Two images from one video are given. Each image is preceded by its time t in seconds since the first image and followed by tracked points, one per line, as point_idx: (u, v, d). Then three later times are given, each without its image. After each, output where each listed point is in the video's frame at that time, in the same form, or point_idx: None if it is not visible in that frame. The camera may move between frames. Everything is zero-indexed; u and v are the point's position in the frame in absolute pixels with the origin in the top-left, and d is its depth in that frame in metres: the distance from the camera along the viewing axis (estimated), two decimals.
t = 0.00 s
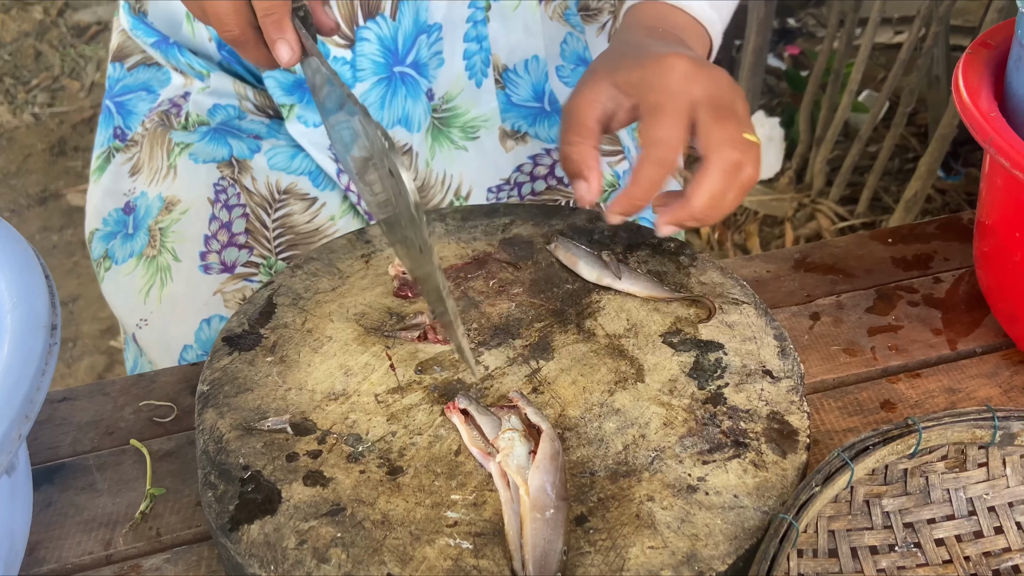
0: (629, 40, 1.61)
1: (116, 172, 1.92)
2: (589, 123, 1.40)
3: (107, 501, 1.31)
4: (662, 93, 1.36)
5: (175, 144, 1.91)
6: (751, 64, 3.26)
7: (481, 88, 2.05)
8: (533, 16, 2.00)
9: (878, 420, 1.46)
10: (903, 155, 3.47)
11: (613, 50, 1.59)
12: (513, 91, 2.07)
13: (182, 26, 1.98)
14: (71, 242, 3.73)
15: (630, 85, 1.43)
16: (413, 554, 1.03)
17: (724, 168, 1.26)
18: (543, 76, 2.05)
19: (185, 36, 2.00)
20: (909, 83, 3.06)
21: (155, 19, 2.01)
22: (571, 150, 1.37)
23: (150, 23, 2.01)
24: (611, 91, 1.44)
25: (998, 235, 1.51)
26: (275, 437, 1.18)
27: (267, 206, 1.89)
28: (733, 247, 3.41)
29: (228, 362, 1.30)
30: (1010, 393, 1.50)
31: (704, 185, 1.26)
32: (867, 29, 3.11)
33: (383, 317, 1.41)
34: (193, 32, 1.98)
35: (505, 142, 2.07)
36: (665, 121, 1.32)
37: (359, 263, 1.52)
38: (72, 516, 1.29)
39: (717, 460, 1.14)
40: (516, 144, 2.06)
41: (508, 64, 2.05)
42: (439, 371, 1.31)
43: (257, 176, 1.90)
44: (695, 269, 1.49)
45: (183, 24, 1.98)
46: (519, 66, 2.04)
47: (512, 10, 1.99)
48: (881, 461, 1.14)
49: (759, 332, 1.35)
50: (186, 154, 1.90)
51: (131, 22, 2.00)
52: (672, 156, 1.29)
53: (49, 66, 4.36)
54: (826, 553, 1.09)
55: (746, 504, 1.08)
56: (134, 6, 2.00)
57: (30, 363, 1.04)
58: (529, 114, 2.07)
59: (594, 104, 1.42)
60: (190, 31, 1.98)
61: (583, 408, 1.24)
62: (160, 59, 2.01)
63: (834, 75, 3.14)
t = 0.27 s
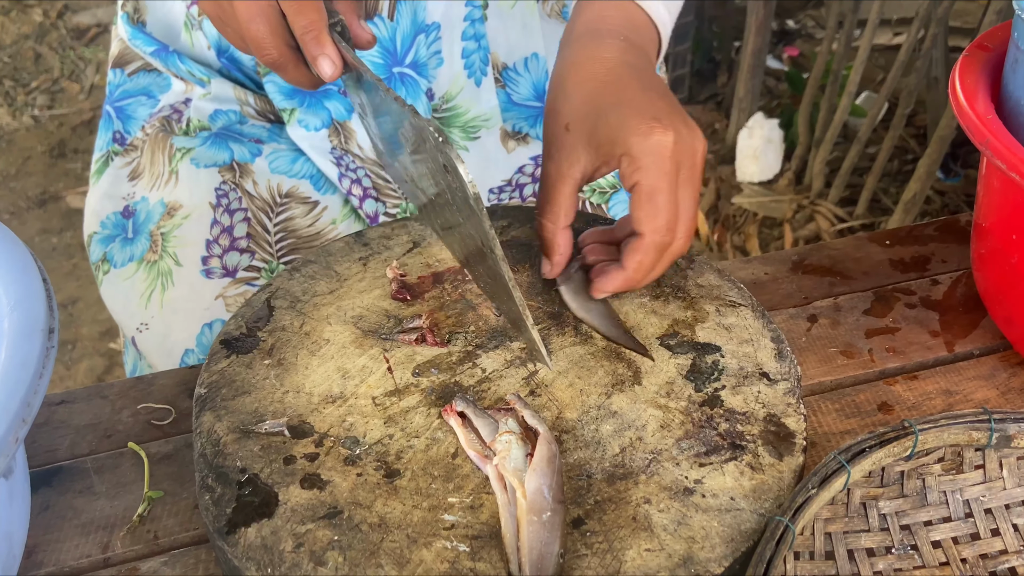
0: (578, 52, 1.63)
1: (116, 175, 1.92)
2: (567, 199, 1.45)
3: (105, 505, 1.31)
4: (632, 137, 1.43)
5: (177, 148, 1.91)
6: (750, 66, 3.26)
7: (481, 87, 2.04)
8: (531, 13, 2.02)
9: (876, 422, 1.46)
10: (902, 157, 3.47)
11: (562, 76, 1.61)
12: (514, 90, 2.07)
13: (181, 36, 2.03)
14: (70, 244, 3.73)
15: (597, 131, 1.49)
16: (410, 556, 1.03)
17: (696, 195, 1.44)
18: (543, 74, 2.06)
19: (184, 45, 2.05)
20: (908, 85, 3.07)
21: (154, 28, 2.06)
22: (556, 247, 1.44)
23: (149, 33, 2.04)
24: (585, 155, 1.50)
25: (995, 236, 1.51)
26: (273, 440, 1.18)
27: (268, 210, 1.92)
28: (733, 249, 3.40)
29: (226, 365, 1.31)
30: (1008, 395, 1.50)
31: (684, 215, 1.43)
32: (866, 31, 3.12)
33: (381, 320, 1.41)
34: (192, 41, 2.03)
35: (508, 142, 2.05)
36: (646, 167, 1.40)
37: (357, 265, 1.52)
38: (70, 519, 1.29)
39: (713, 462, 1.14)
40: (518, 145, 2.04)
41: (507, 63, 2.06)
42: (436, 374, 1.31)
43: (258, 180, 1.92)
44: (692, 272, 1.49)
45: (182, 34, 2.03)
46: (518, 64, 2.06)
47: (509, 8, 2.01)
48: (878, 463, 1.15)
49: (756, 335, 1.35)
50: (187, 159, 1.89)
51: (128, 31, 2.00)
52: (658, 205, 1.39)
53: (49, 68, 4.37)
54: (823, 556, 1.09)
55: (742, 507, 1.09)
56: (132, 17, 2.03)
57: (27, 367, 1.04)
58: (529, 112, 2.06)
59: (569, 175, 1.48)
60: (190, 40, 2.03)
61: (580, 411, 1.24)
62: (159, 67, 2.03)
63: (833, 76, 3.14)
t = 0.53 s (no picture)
0: (597, 54, 1.64)
1: (115, 177, 1.91)
2: (600, 201, 1.46)
3: (103, 506, 1.31)
4: (667, 133, 1.44)
5: (176, 150, 1.91)
6: (748, 67, 3.26)
7: (478, 89, 2.05)
8: (527, 16, 2.01)
9: (873, 423, 1.46)
10: (900, 158, 3.47)
11: (588, 73, 1.61)
12: (510, 92, 2.07)
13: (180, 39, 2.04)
14: (70, 246, 3.73)
15: (630, 131, 1.48)
16: (407, 558, 1.03)
17: (716, 189, 1.49)
18: (540, 76, 2.07)
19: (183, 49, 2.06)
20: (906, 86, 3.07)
21: (152, 32, 2.06)
22: (584, 249, 1.45)
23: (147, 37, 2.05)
24: (619, 153, 1.49)
25: (993, 237, 1.51)
26: (271, 441, 1.18)
27: (267, 211, 1.92)
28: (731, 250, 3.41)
29: (224, 367, 1.31)
30: (1005, 396, 1.50)
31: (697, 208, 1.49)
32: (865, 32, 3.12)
33: (379, 321, 1.41)
34: (190, 45, 2.04)
35: (504, 145, 2.05)
36: (678, 164, 1.42)
37: (355, 267, 1.53)
38: (68, 521, 1.29)
39: (711, 463, 1.14)
40: (515, 147, 2.05)
41: (503, 65, 2.05)
42: (433, 375, 1.31)
43: (257, 181, 1.92)
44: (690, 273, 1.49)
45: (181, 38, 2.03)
46: (515, 66, 2.05)
47: (505, 11, 2.00)
48: (875, 464, 1.15)
49: (754, 336, 1.35)
50: (186, 161, 1.89)
51: (127, 35, 2.01)
52: (674, 203, 1.41)
53: (48, 70, 4.37)
54: (820, 556, 1.09)
55: (739, 508, 1.09)
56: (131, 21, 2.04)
57: (24, 369, 1.04)
58: (525, 114, 2.07)
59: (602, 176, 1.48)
60: (188, 43, 2.04)
61: (577, 412, 1.24)
62: (158, 69, 2.03)
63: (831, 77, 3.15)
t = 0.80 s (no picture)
0: (592, 53, 1.64)
1: (114, 178, 1.92)
2: (584, 199, 1.45)
3: (103, 507, 1.31)
4: (658, 138, 1.43)
5: (176, 152, 1.92)
6: (748, 68, 3.26)
7: (479, 92, 2.06)
8: (528, 19, 2.02)
9: (871, 423, 1.46)
10: (900, 158, 3.48)
11: (582, 72, 1.61)
12: (511, 95, 2.07)
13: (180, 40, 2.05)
14: (70, 247, 3.73)
15: (621, 132, 1.47)
16: (406, 558, 1.03)
17: (695, 196, 1.52)
18: (540, 79, 2.07)
19: (183, 49, 2.06)
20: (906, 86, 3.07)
21: (152, 34, 2.07)
22: (568, 245, 1.44)
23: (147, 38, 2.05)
24: (608, 154, 1.47)
25: (991, 237, 1.51)
26: (270, 442, 1.19)
27: (267, 212, 1.92)
28: (731, 250, 3.41)
29: (223, 368, 1.31)
30: (1003, 396, 1.50)
31: (679, 213, 1.51)
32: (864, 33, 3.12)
33: (378, 322, 1.42)
34: (191, 46, 2.04)
35: (504, 146, 2.04)
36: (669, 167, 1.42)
37: (354, 268, 1.53)
38: (67, 521, 1.30)
39: (709, 464, 1.15)
40: (515, 148, 2.04)
41: (504, 68, 2.06)
42: (432, 376, 1.32)
43: (256, 182, 1.92)
44: (688, 274, 1.50)
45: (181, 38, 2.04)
46: (515, 69, 2.06)
47: (506, 13, 2.01)
48: (873, 464, 1.15)
49: (752, 336, 1.35)
50: (186, 162, 1.90)
51: (127, 36, 2.02)
52: (661, 206, 1.43)
53: (48, 71, 4.37)
54: (818, 557, 1.09)
55: (737, 508, 1.09)
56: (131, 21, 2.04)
57: (24, 370, 1.04)
58: (525, 116, 2.07)
59: (593, 173, 1.46)
60: (188, 44, 2.05)
61: (576, 412, 1.25)
62: (158, 70, 2.04)
63: (831, 78, 3.15)
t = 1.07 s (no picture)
0: (589, 53, 1.64)
1: (115, 179, 1.92)
2: (581, 200, 1.46)
3: (103, 508, 1.31)
4: (651, 137, 1.43)
5: (176, 153, 1.91)
6: (748, 68, 3.26)
7: (480, 96, 2.06)
8: (529, 23, 2.02)
9: (872, 424, 1.46)
10: (900, 159, 3.48)
11: (579, 72, 1.61)
12: (512, 98, 2.07)
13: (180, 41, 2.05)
14: (70, 247, 3.74)
15: (615, 132, 1.47)
16: (406, 560, 1.03)
17: (694, 194, 1.50)
18: (540, 82, 2.07)
19: (183, 50, 2.06)
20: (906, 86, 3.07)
21: (152, 34, 2.07)
22: (567, 245, 1.47)
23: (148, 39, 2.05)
24: (603, 153, 1.47)
25: (991, 238, 1.51)
26: (270, 443, 1.19)
27: (268, 214, 1.92)
28: (731, 251, 3.41)
29: (223, 369, 1.31)
30: (1004, 397, 1.50)
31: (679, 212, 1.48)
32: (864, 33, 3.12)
33: (378, 323, 1.42)
34: (191, 47, 2.04)
35: (505, 148, 2.04)
36: (662, 166, 1.41)
37: (355, 269, 1.53)
38: (67, 523, 1.29)
39: (709, 465, 1.14)
40: (515, 149, 2.04)
41: (506, 72, 2.06)
42: (432, 377, 1.32)
43: (257, 183, 1.92)
44: (689, 275, 1.50)
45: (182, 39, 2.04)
46: (516, 73, 2.06)
47: (507, 17, 2.01)
48: (874, 465, 1.15)
49: (753, 337, 1.35)
50: (187, 163, 1.90)
51: (128, 36, 2.01)
52: (650, 204, 1.43)
53: (48, 71, 4.37)
54: (820, 558, 1.09)
55: (738, 509, 1.09)
56: (131, 22, 2.04)
57: (24, 372, 1.04)
58: (526, 120, 2.07)
59: (590, 173, 1.46)
60: (189, 45, 2.05)
61: (576, 414, 1.24)
62: (158, 71, 2.04)
63: (831, 78, 3.15)
